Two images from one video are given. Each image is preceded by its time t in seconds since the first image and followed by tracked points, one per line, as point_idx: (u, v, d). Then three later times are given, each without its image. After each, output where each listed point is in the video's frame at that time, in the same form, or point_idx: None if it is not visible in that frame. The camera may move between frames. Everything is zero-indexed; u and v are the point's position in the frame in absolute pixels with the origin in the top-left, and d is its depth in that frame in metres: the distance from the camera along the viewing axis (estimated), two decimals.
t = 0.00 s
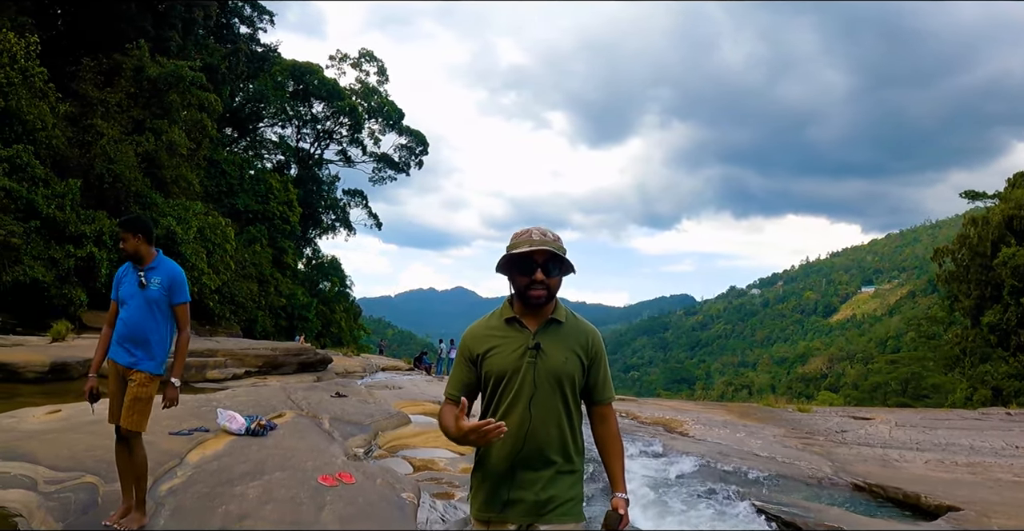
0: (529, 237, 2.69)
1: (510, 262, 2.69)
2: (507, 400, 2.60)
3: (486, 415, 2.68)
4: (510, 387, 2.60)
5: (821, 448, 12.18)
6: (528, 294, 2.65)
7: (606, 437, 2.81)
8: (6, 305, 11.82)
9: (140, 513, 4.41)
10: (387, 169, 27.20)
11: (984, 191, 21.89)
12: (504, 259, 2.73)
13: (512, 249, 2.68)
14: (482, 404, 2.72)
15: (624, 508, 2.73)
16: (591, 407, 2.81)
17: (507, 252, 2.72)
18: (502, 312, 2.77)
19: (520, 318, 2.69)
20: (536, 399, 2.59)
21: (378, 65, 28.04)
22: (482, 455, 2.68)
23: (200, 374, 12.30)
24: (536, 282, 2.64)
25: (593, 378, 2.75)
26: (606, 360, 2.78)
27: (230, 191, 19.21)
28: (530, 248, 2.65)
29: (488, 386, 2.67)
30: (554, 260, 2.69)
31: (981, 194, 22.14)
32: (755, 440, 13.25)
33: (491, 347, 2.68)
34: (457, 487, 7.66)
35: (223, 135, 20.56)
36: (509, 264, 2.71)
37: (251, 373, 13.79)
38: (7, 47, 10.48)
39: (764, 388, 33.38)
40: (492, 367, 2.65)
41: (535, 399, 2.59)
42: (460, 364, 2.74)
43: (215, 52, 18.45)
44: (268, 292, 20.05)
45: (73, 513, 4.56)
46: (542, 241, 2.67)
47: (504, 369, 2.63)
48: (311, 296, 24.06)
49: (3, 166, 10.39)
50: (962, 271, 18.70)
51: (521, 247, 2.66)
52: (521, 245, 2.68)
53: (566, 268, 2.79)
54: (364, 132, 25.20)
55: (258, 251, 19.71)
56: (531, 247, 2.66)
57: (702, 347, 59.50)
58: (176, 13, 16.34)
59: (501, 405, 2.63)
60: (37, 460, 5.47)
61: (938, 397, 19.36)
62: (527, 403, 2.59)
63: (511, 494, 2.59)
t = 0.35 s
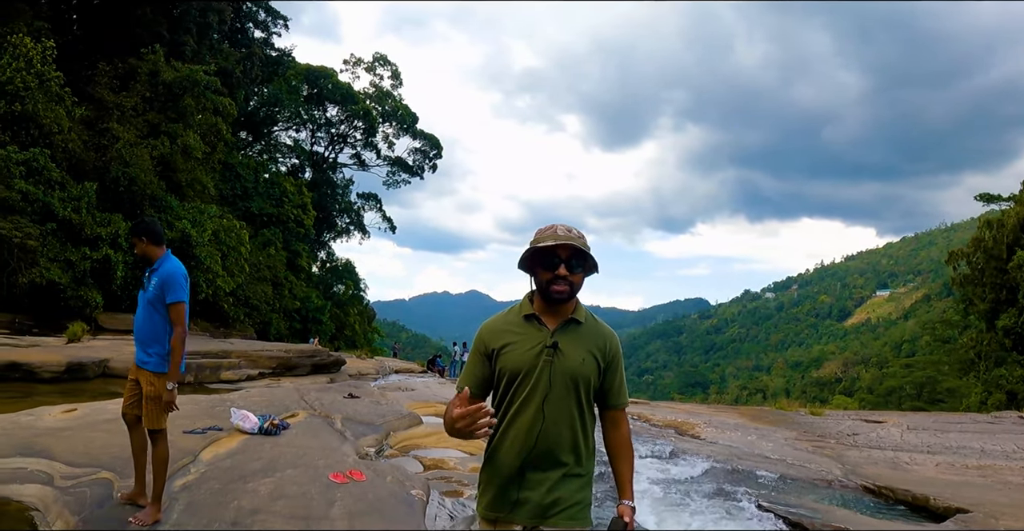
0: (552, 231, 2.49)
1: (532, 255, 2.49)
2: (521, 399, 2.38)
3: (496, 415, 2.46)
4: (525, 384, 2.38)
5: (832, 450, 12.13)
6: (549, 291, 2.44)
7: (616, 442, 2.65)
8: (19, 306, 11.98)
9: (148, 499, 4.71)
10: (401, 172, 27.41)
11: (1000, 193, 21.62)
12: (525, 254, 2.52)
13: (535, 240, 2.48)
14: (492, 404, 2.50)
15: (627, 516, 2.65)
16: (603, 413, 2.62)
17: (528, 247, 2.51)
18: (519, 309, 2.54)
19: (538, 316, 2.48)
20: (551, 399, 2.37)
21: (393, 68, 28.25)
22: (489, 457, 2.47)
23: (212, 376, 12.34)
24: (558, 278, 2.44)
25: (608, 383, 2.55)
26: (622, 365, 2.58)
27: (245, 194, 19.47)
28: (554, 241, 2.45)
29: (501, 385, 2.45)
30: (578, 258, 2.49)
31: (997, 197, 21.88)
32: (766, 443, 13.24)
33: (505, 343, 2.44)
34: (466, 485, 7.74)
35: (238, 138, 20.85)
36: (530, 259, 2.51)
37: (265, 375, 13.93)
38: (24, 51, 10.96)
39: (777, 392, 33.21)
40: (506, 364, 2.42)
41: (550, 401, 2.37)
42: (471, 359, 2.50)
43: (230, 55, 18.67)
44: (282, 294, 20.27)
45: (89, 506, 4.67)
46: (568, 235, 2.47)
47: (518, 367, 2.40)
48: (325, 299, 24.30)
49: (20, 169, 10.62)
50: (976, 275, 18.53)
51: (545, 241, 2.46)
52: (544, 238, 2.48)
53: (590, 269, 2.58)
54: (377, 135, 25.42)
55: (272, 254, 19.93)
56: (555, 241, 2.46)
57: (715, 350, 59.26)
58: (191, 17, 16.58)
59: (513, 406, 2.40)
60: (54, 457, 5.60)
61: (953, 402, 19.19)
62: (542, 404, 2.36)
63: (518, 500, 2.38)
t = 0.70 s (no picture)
0: (579, 233, 2.47)
1: (557, 256, 2.47)
2: (532, 398, 2.38)
3: (508, 413, 2.48)
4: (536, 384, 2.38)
5: (845, 456, 12.10)
6: (571, 293, 2.41)
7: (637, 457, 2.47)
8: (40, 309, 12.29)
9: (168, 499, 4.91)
10: (418, 177, 27.68)
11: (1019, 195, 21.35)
12: (550, 254, 2.52)
13: (561, 241, 2.47)
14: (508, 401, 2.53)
15: None
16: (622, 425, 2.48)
17: (554, 248, 2.51)
18: (543, 310, 2.53)
19: (559, 318, 2.45)
20: (560, 402, 2.34)
21: (410, 73, 28.58)
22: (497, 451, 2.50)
23: (231, 378, 12.63)
24: (581, 281, 2.41)
25: (627, 396, 2.42)
26: (645, 379, 2.44)
27: (264, 199, 19.83)
28: (578, 245, 2.42)
29: (516, 383, 2.46)
30: (602, 262, 2.46)
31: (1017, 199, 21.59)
32: (780, 448, 13.24)
33: (524, 342, 2.45)
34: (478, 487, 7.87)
35: (256, 144, 21.23)
36: (555, 260, 2.49)
37: (283, 378, 14.17)
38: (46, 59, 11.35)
39: (795, 396, 32.92)
40: (521, 363, 2.43)
41: (558, 404, 2.34)
42: (495, 352, 2.56)
43: (248, 62, 19.02)
44: (301, 298, 20.57)
45: (111, 506, 4.89)
46: (594, 238, 2.45)
47: (532, 367, 2.40)
48: (343, 303, 24.64)
49: (41, 174, 10.95)
50: (995, 279, 18.34)
51: (570, 241, 2.44)
52: (570, 239, 2.47)
53: (617, 274, 2.54)
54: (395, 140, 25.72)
55: (290, 259, 20.25)
56: (580, 242, 2.43)
57: (732, 355, 58.91)
58: (210, 24, 16.92)
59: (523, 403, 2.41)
60: (77, 457, 5.84)
61: (971, 407, 19.01)
62: (549, 406, 2.35)
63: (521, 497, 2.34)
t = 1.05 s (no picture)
0: (566, 237, 2.36)
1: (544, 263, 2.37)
2: (524, 415, 2.29)
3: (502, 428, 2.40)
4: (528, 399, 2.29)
5: (861, 462, 12.03)
6: (559, 303, 2.30)
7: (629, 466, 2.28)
8: (61, 311, 12.63)
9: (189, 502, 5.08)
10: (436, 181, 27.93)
11: None
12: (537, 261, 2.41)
13: (548, 247, 2.37)
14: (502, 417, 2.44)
15: None
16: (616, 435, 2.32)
17: (540, 254, 2.40)
18: (533, 321, 2.44)
19: (549, 330, 2.35)
20: (553, 417, 2.25)
21: (428, 78, 28.92)
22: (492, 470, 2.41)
23: (250, 381, 12.90)
24: (569, 289, 2.30)
25: (621, 406, 2.28)
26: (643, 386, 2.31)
27: (283, 203, 20.16)
28: (565, 250, 2.31)
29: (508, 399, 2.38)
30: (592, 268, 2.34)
31: None
32: (796, 454, 13.19)
33: (514, 357, 2.36)
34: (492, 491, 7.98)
35: (275, 148, 21.57)
36: (542, 267, 2.38)
37: (302, 381, 14.39)
38: (66, 64, 11.58)
39: (813, 402, 32.67)
40: (512, 378, 2.35)
41: (550, 419, 2.25)
42: (487, 369, 2.49)
43: (266, 66, 19.35)
44: (319, 302, 20.85)
45: (132, 506, 5.06)
46: (581, 242, 2.33)
47: (523, 382, 2.31)
48: (361, 307, 24.92)
49: (62, 178, 11.26)
50: (1015, 284, 18.14)
51: (557, 247, 2.33)
52: (557, 245, 2.36)
53: (609, 280, 2.42)
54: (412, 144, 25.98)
55: (309, 262, 20.54)
56: (566, 247, 2.32)
57: (751, 360, 58.49)
58: (230, 30, 17.26)
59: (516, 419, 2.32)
60: (98, 458, 6.05)
61: (991, 415, 18.78)
62: (542, 422, 2.25)
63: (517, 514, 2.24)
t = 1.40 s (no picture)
0: (505, 226, 2.40)
1: (484, 255, 2.40)
2: (477, 415, 2.32)
3: (458, 430, 2.43)
4: (479, 400, 2.32)
5: (874, 469, 12.05)
6: (501, 291, 2.34)
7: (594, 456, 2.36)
8: (81, 315, 12.97)
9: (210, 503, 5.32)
10: (452, 187, 28.23)
11: None
12: (477, 251, 2.45)
13: (487, 239, 2.40)
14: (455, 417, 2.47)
15: None
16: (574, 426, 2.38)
17: (480, 244, 2.44)
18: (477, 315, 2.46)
19: (493, 322, 2.38)
20: (506, 414, 2.28)
21: (444, 83, 29.25)
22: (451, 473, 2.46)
23: (267, 385, 13.14)
24: (510, 277, 2.34)
25: (575, 395, 2.33)
26: (595, 372, 2.36)
27: (299, 208, 20.55)
28: (505, 239, 2.35)
29: (460, 399, 2.40)
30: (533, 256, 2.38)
31: None
32: (809, 460, 13.18)
33: (461, 356, 2.38)
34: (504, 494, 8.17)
35: (292, 154, 21.98)
36: (482, 257, 2.42)
37: (318, 385, 14.67)
38: (85, 70, 11.92)
39: (829, 408, 32.43)
40: (460, 378, 2.36)
41: (504, 416, 2.29)
42: (434, 369, 2.49)
43: (282, 72, 19.70)
44: (336, 306, 21.20)
45: (153, 505, 5.28)
46: (520, 230, 2.37)
47: (473, 382, 2.33)
48: (376, 312, 25.27)
49: (82, 183, 11.61)
50: None
51: (495, 237, 2.37)
52: (496, 236, 2.39)
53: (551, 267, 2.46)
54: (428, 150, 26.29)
55: (326, 267, 20.90)
56: (507, 237, 2.36)
57: (768, 366, 58.13)
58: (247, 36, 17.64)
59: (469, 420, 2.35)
60: (120, 458, 6.32)
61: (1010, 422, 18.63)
62: (496, 421, 2.29)
63: (480, 514, 2.31)
